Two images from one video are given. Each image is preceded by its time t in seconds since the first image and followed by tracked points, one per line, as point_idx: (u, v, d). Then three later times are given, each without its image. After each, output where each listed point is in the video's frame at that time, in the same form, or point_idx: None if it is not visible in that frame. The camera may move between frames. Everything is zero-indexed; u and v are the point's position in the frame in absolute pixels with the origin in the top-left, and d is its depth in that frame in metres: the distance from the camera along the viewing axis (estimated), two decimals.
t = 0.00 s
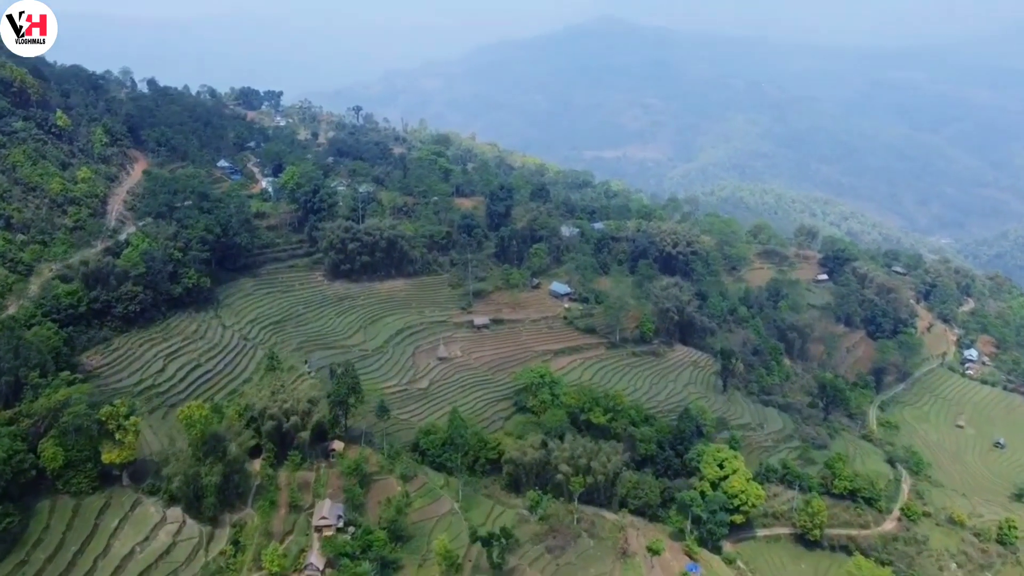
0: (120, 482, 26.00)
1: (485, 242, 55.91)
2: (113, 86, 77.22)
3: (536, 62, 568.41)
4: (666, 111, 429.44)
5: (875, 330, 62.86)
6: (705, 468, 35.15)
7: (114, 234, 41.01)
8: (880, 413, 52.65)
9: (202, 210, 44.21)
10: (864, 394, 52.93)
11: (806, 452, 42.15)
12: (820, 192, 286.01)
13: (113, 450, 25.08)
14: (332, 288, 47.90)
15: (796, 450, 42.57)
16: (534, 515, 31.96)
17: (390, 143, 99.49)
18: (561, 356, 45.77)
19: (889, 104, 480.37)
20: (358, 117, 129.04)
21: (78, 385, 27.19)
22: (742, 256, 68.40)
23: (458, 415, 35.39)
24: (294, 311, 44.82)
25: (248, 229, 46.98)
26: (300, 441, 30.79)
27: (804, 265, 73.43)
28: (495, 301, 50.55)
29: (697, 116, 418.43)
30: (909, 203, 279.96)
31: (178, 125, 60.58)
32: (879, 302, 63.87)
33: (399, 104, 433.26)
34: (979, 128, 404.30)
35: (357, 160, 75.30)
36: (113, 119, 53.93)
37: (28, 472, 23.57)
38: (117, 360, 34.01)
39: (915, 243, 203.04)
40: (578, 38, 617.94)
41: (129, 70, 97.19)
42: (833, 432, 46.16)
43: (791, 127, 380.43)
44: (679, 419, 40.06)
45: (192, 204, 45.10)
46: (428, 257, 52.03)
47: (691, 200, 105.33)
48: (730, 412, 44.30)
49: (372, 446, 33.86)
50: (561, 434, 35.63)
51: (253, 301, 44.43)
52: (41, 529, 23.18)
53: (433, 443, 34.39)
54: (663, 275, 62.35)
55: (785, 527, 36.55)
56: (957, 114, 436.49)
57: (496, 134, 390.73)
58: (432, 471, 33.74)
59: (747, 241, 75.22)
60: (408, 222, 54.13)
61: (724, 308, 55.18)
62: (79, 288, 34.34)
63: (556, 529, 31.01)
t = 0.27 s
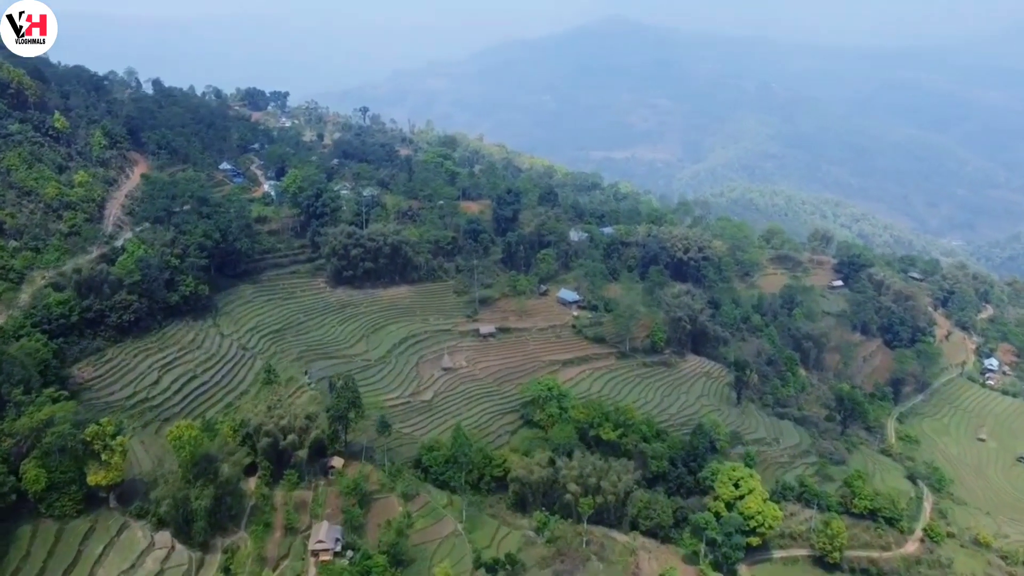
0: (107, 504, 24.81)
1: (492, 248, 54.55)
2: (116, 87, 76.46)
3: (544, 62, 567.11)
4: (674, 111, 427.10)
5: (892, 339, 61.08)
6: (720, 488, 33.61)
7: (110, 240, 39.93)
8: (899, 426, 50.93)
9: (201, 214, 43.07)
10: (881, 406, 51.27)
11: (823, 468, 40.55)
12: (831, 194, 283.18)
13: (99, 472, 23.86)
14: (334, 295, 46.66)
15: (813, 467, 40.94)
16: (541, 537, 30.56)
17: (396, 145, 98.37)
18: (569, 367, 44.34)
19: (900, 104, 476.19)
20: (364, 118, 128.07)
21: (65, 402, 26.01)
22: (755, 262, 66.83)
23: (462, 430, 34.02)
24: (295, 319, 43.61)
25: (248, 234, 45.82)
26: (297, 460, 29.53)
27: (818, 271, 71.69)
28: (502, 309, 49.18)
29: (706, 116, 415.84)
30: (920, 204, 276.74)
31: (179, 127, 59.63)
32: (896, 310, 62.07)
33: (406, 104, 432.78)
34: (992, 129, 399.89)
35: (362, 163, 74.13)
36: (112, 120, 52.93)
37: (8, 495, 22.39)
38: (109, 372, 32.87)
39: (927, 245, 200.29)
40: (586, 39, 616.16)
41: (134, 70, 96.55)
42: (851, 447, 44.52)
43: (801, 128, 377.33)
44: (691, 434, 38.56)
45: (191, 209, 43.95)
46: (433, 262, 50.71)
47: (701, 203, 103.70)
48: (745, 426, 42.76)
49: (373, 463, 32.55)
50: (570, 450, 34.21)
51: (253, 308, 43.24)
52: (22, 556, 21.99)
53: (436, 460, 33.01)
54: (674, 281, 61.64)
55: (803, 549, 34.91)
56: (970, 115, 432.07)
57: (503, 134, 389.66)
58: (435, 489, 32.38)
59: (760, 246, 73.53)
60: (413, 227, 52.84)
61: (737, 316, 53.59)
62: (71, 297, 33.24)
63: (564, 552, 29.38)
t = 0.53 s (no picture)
0: (94, 527, 23.62)
1: (500, 253, 53.20)
2: (121, 88, 75.80)
3: (554, 62, 565.52)
4: (685, 112, 424.44)
5: (912, 348, 59.23)
6: (737, 509, 31.96)
7: (107, 245, 38.90)
8: (920, 440, 49.12)
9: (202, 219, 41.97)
10: (902, 419, 49.50)
11: (844, 486, 38.88)
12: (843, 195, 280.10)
13: (84, 495, 22.64)
14: (338, 303, 45.41)
15: (833, 484, 39.27)
16: (549, 562, 29.11)
17: (404, 146, 97.29)
18: (580, 378, 42.86)
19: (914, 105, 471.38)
20: (373, 119, 127.20)
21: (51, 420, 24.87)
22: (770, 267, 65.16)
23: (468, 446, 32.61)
24: (297, 328, 42.41)
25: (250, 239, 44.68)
26: (295, 479, 28.25)
27: (834, 277, 69.87)
28: (510, 317, 47.79)
29: (717, 117, 413.00)
30: (934, 206, 273.09)
31: (183, 128, 58.68)
32: (917, 318, 60.20)
33: (416, 103, 432.62)
34: (1007, 130, 394.67)
35: (369, 165, 73.02)
36: (114, 122, 52.02)
37: None
38: (102, 385, 31.75)
39: (941, 247, 197.29)
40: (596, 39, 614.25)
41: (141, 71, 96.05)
42: (872, 463, 42.81)
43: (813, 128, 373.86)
44: (707, 451, 36.99)
45: (191, 213, 42.84)
46: (439, 268, 49.38)
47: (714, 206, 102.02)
48: (761, 441, 41.16)
49: (375, 480, 31.22)
50: (580, 468, 32.73)
51: (254, 316, 42.08)
52: None
53: (441, 477, 31.59)
54: (687, 286, 60.38)
55: (824, 572, 32.70)
56: (985, 116, 426.91)
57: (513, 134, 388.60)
58: (440, 508, 30.97)
59: (774, 251, 71.80)
60: (419, 231, 51.54)
61: (752, 325, 51.95)
62: (63, 306, 32.20)
63: None
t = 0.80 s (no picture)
0: (76, 553, 22.43)
1: (508, 258, 51.82)
2: (125, 89, 74.99)
3: (563, 61, 563.75)
4: (695, 112, 421.95)
5: (932, 357, 57.44)
6: (755, 533, 30.38)
7: (103, 251, 37.79)
8: (942, 454, 47.40)
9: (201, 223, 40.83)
10: (923, 432, 47.78)
11: (865, 505, 37.26)
12: (854, 196, 277.19)
13: (65, 521, 21.46)
14: (341, 310, 44.16)
15: (853, 502, 37.64)
16: None
17: (411, 147, 96.22)
18: (589, 390, 41.42)
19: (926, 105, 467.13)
20: (380, 119, 126.20)
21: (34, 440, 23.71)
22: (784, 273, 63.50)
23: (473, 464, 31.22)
24: (299, 336, 41.20)
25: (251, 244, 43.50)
26: (291, 500, 26.95)
27: (850, 282, 68.10)
28: (518, 324, 46.41)
29: (727, 117, 410.28)
30: (947, 207, 269.67)
31: (185, 130, 57.67)
32: (937, 327, 58.38)
33: (424, 103, 432.24)
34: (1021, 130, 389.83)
35: (375, 167, 71.90)
36: (114, 124, 51.04)
37: None
38: (94, 398, 30.64)
39: (954, 249, 194.49)
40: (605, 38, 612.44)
41: (147, 71, 95.38)
42: (893, 479, 41.15)
43: (824, 128, 370.59)
44: (722, 469, 35.49)
45: (190, 217, 41.70)
46: (445, 274, 48.05)
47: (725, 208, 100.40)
48: (778, 456, 39.59)
49: (375, 499, 29.91)
50: (590, 488, 31.29)
51: (255, 324, 40.91)
52: None
53: (444, 497, 30.18)
54: (699, 292, 58.87)
55: None
56: (998, 116, 422.17)
57: (521, 134, 387.60)
58: (443, 529, 29.57)
59: (788, 256, 70.11)
60: (425, 236, 50.24)
61: (767, 334, 50.35)
62: (54, 314, 31.19)
63: None
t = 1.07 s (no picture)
0: None
1: (511, 264, 50.45)
2: (124, 90, 73.96)
3: (568, 61, 562.25)
4: (700, 111, 419.89)
5: (947, 366, 55.85)
6: (771, 558, 28.68)
7: (93, 258, 36.58)
8: (961, 468, 45.82)
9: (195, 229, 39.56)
10: (941, 446, 46.22)
11: (883, 524, 35.72)
12: (861, 196, 274.97)
13: (40, 552, 20.10)
14: (339, 318, 42.83)
15: (870, 522, 36.12)
16: None
17: (414, 148, 94.99)
18: (595, 403, 39.98)
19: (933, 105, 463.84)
20: (383, 120, 125.05)
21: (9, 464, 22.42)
22: (796, 278, 61.91)
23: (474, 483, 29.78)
24: (295, 346, 39.87)
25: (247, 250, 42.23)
26: (282, 524, 25.54)
27: (863, 288, 66.51)
28: (521, 333, 45.00)
29: (733, 116, 408.11)
30: (954, 207, 267.21)
31: (182, 131, 56.50)
32: (952, 335, 56.78)
33: (428, 102, 431.32)
34: None
35: (377, 169, 70.65)
36: (109, 125, 49.86)
37: None
38: (79, 415, 29.36)
39: (963, 250, 192.27)
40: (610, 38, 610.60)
41: (148, 71, 94.42)
42: (911, 496, 39.61)
43: (831, 128, 368.07)
44: (733, 487, 34.02)
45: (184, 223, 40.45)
46: (447, 281, 46.68)
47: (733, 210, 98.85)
48: (791, 472, 38.07)
49: (372, 521, 28.50)
50: (597, 509, 29.82)
51: (249, 334, 39.59)
52: None
53: (444, 518, 28.70)
54: (708, 298, 57.41)
55: None
56: (1006, 116, 418.73)
57: (525, 134, 386.48)
58: (443, 553, 28.11)
59: (799, 260, 68.56)
60: (426, 241, 48.88)
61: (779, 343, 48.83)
62: (39, 326, 29.98)
63: None
